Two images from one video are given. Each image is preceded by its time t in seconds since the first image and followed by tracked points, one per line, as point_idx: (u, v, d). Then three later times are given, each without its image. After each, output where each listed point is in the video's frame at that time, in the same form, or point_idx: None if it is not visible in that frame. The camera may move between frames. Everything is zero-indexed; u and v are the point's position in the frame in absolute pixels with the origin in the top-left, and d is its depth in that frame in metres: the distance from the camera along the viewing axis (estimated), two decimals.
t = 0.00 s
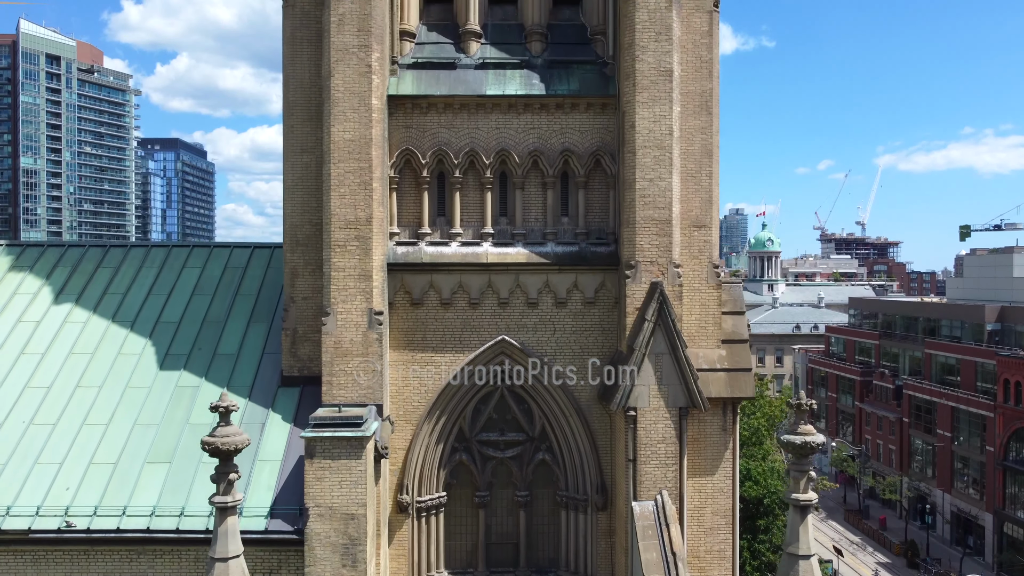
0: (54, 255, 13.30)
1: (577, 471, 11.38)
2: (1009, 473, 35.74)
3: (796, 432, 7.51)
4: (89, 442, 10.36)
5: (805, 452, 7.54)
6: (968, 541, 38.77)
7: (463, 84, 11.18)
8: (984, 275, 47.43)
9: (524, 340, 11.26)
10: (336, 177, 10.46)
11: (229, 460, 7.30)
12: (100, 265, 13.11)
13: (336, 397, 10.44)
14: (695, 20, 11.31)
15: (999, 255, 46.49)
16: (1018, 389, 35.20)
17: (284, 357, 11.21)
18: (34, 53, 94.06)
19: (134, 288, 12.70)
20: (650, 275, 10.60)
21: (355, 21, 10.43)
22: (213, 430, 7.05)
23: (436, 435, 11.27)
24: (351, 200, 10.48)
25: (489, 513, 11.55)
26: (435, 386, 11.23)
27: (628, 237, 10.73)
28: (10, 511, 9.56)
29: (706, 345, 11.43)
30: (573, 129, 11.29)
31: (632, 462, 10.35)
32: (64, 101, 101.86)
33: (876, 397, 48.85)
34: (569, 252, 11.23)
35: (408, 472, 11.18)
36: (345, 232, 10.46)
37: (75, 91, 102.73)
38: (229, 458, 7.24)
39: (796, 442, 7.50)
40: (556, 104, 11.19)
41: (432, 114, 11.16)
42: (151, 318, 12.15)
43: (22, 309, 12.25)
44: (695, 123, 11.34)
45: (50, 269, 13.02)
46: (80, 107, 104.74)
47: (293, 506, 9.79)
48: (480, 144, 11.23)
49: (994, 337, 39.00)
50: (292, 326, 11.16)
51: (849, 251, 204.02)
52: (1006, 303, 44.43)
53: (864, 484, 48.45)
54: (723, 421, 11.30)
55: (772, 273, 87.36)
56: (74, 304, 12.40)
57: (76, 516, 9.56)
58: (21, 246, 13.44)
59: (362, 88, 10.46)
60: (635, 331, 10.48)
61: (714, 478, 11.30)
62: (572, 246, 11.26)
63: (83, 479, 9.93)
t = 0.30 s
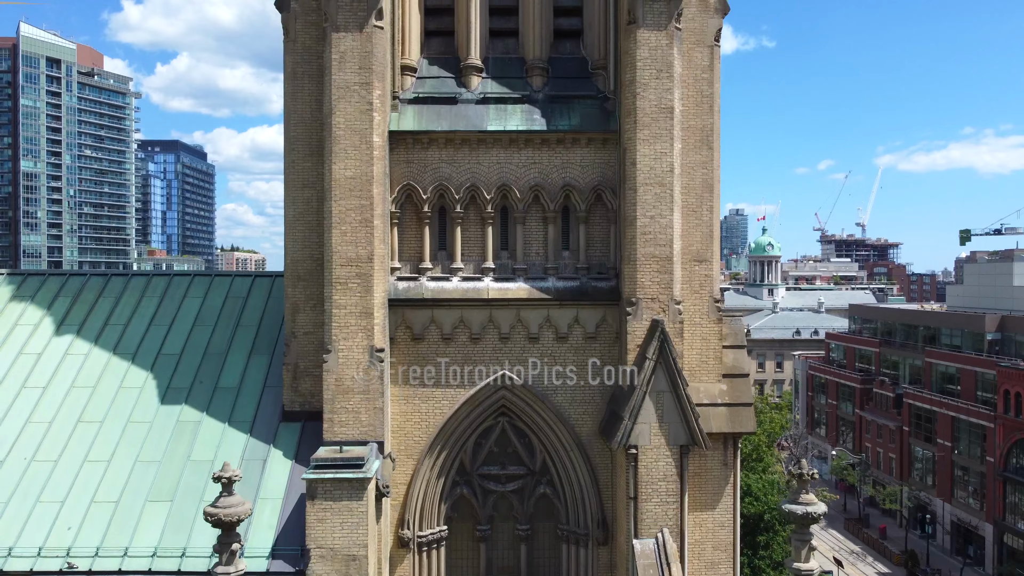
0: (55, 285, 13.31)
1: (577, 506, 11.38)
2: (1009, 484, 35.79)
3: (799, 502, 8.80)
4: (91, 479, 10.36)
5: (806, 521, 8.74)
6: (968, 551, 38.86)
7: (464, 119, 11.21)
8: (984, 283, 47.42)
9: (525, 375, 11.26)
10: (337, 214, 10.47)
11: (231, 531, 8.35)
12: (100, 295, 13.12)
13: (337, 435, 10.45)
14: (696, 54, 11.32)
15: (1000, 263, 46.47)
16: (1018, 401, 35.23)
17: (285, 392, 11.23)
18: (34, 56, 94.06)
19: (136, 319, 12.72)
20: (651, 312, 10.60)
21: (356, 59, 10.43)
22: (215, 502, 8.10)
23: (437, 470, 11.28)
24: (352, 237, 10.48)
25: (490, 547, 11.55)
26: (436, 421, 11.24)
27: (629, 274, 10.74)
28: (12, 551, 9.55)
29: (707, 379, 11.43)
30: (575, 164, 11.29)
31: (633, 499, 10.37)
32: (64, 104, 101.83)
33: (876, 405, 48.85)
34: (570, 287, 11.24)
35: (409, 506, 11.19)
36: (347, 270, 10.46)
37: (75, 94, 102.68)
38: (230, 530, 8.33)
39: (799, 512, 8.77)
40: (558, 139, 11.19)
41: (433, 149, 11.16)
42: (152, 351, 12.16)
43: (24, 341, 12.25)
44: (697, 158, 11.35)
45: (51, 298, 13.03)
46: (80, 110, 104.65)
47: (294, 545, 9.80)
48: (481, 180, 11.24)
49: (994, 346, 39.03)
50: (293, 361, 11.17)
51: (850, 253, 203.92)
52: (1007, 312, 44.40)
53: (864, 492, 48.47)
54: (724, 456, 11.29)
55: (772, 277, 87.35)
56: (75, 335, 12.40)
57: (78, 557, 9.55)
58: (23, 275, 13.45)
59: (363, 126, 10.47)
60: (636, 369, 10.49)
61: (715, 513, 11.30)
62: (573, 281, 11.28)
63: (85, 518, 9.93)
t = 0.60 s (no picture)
0: (56, 315, 13.34)
1: (579, 541, 11.32)
2: (1009, 495, 35.85)
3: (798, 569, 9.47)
4: (93, 517, 10.37)
5: None
6: (968, 561, 38.99)
7: (465, 155, 11.23)
8: (984, 291, 47.42)
9: (525, 412, 11.27)
10: (338, 253, 10.48)
11: None
12: (102, 325, 13.14)
13: (338, 473, 10.47)
14: (696, 90, 11.34)
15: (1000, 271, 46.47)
16: (1018, 412, 35.25)
17: (286, 428, 11.26)
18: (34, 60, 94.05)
19: (137, 350, 12.75)
20: (652, 350, 10.62)
21: (357, 98, 10.44)
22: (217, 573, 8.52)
23: (438, 505, 11.29)
24: (353, 276, 10.50)
25: None
26: (437, 457, 11.26)
27: (629, 312, 10.76)
28: None
29: (707, 415, 11.45)
30: (576, 201, 11.30)
31: (633, 538, 10.40)
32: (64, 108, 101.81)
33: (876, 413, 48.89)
34: (571, 323, 11.27)
35: (410, 542, 11.21)
36: (348, 309, 10.48)
37: (75, 97, 102.68)
38: None
39: None
40: (558, 176, 11.19)
41: (434, 186, 11.17)
42: (153, 384, 12.18)
43: (25, 374, 12.26)
44: (697, 194, 11.36)
45: (53, 329, 13.06)
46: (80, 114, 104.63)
47: None
48: (482, 216, 11.25)
49: (994, 356, 39.04)
50: (294, 398, 11.20)
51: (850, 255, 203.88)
52: (1007, 321, 44.42)
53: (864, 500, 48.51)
54: (724, 491, 11.27)
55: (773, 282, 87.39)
56: (76, 367, 12.42)
57: None
58: (24, 305, 13.48)
59: (364, 165, 10.48)
60: (637, 408, 10.51)
61: (716, 548, 11.30)
62: (575, 317, 11.31)
63: (87, 557, 9.93)
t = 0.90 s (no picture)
0: (58, 346, 13.39)
1: None
2: (1009, 507, 35.90)
3: None
4: (95, 554, 10.36)
5: None
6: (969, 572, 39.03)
7: (465, 192, 11.26)
8: (983, 300, 47.43)
9: (525, 447, 11.31)
10: (339, 292, 10.52)
11: None
12: (103, 357, 13.19)
13: (339, 511, 10.49)
14: (696, 127, 11.37)
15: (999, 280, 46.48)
16: (1018, 424, 35.25)
17: (287, 464, 11.29)
18: (34, 63, 94.02)
19: (138, 382, 12.79)
20: (652, 389, 10.66)
21: (358, 137, 10.47)
22: None
23: (438, 541, 11.31)
24: (354, 315, 10.53)
25: None
26: (437, 493, 11.29)
27: (629, 350, 10.80)
28: None
29: (707, 450, 11.49)
30: (576, 237, 11.34)
31: None
32: (64, 112, 101.79)
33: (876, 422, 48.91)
34: (571, 359, 11.31)
35: None
36: (348, 347, 10.51)
37: (75, 101, 102.68)
38: None
39: None
40: (558, 213, 11.24)
41: (435, 223, 11.22)
42: (154, 418, 12.21)
43: (26, 408, 12.28)
44: (697, 230, 11.41)
45: (54, 361, 13.10)
46: (80, 117, 104.62)
47: None
48: (483, 253, 11.29)
49: (994, 367, 39.06)
50: (295, 434, 11.23)
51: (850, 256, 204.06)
52: (1006, 330, 44.46)
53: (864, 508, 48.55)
54: (725, 527, 11.19)
55: (773, 287, 87.36)
56: (78, 400, 12.46)
57: None
58: (26, 336, 13.53)
59: (365, 204, 10.51)
60: (636, 447, 10.53)
61: None
62: (575, 353, 11.36)
63: None
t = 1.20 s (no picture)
0: (59, 376, 13.39)
1: None
2: (1008, 518, 35.95)
3: None
4: None
5: None
6: None
7: (466, 229, 11.31)
8: (983, 308, 47.43)
9: (526, 483, 11.33)
10: (340, 331, 10.54)
11: None
12: (104, 388, 13.19)
13: (340, 550, 10.52)
14: (696, 163, 11.40)
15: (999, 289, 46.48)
16: (1018, 436, 35.27)
17: (288, 500, 11.30)
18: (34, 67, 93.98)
19: (140, 414, 12.79)
20: (652, 427, 10.68)
21: (359, 177, 10.49)
22: None
23: None
24: (355, 354, 10.55)
25: None
26: (438, 528, 11.30)
27: (629, 389, 10.83)
28: None
29: (707, 485, 11.51)
30: (577, 274, 11.36)
31: None
32: (64, 115, 101.81)
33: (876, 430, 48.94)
34: (572, 396, 11.33)
35: None
36: (349, 387, 10.54)
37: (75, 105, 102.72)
38: None
39: None
40: (559, 250, 11.27)
41: (435, 260, 11.25)
42: (156, 451, 12.20)
43: (28, 441, 12.27)
44: (697, 266, 11.44)
45: (55, 392, 13.10)
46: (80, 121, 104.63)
47: None
48: (483, 289, 11.31)
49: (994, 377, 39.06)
50: (296, 470, 11.24)
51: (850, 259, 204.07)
52: (1006, 339, 44.50)
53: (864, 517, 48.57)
54: (725, 563, 11.21)
55: (772, 291, 87.36)
56: (79, 433, 12.44)
57: None
58: (27, 366, 13.53)
59: (366, 243, 10.53)
60: (637, 487, 10.53)
61: None
62: (575, 390, 11.39)
63: None
